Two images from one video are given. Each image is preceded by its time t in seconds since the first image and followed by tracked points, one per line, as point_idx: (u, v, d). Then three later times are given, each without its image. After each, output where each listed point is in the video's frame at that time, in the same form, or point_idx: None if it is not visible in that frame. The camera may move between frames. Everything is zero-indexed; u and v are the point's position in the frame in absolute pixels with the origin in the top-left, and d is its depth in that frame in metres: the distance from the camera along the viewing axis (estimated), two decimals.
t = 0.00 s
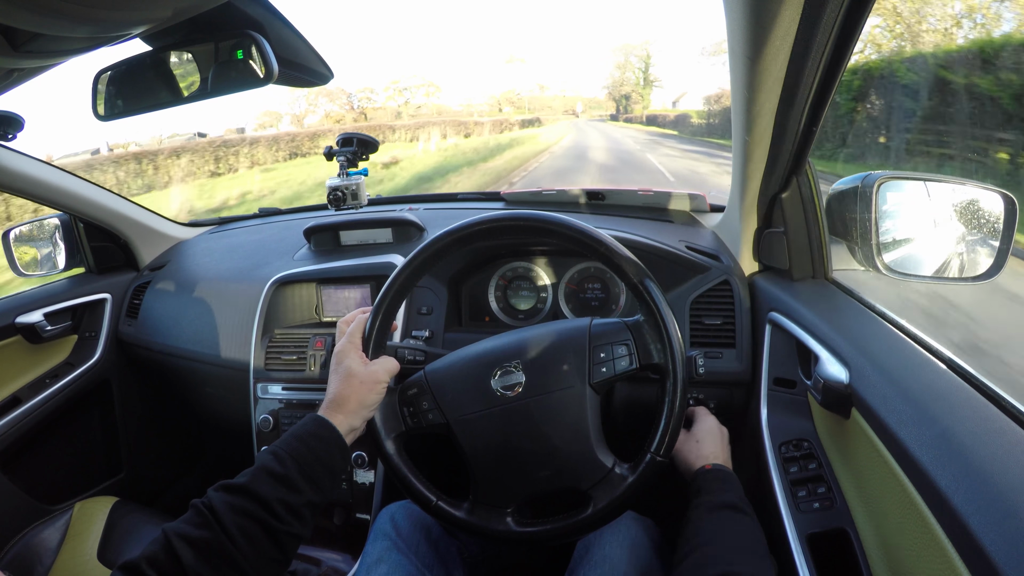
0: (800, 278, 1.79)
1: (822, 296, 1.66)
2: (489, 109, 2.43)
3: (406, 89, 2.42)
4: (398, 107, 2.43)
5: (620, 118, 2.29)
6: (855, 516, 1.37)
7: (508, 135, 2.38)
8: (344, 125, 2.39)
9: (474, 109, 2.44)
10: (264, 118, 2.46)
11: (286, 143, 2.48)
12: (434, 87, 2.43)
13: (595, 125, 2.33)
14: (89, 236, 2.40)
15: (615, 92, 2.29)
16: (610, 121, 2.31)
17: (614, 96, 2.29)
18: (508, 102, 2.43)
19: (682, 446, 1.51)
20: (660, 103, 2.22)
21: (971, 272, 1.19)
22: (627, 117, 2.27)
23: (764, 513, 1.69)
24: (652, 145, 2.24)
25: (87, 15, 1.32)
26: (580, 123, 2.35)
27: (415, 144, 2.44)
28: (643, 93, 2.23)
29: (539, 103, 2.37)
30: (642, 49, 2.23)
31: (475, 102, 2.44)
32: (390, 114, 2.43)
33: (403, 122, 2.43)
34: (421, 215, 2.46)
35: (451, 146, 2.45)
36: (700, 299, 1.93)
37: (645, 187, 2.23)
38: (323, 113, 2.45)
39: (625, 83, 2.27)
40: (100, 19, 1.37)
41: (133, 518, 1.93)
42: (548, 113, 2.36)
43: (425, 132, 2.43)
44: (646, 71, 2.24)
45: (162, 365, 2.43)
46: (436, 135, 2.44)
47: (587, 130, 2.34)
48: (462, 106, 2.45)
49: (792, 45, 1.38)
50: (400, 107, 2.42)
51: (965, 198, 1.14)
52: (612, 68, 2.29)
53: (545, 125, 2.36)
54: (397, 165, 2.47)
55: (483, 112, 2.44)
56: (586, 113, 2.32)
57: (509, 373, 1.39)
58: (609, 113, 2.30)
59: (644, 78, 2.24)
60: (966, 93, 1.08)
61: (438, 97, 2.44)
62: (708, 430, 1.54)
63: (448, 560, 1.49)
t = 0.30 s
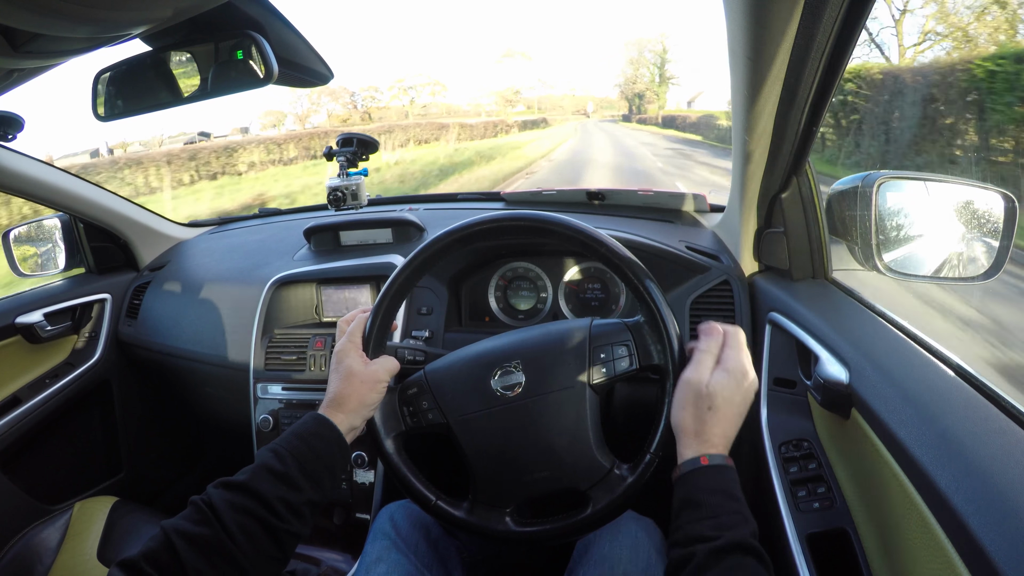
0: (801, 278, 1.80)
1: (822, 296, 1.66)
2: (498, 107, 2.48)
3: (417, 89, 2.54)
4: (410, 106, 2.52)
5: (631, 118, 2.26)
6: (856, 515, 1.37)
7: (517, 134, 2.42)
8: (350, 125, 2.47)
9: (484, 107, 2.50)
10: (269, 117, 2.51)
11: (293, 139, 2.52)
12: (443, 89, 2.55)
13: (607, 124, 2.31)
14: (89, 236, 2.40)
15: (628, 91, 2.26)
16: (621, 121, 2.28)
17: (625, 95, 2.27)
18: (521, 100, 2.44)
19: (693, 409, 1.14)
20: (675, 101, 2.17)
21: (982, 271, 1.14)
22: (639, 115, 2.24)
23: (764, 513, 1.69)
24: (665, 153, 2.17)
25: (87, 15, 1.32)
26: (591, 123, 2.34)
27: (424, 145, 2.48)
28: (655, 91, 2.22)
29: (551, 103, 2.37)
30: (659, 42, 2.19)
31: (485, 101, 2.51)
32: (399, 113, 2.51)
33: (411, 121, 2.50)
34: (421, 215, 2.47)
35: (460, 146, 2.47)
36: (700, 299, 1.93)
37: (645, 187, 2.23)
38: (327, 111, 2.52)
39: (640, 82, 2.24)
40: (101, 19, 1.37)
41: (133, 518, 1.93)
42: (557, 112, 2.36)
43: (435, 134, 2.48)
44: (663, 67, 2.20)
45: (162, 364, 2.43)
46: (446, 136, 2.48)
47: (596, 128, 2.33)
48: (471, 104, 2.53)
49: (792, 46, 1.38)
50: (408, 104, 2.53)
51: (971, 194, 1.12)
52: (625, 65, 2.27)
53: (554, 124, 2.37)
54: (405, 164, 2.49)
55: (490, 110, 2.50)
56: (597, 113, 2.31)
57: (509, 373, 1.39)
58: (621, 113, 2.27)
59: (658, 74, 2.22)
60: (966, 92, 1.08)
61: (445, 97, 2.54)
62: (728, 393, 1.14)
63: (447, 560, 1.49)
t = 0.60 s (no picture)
0: (801, 278, 1.78)
1: (822, 296, 1.65)
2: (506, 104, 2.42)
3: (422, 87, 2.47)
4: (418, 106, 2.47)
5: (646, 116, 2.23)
6: (856, 515, 1.38)
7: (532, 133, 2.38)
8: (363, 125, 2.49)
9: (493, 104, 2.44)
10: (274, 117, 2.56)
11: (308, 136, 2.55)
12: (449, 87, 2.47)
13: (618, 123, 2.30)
14: (89, 236, 2.40)
15: (640, 90, 2.20)
16: (634, 120, 2.27)
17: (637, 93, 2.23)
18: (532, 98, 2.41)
19: (637, 358, 1.06)
20: (690, 99, 2.03)
21: (983, 273, 1.15)
22: (653, 114, 2.21)
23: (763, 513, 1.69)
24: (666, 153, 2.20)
25: (87, 15, 1.32)
26: (602, 122, 2.34)
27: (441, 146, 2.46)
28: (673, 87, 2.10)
29: (564, 101, 2.38)
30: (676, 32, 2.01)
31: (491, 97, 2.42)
32: (408, 113, 2.47)
33: (421, 122, 2.47)
34: (421, 215, 2.47)
35: (472, 145, 2.42)
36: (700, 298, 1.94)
37: (645, 187, 2.23)
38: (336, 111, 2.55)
39: (654, 79, 2.15)
40: (101, 19, 1.37)
41: (133, 518, 1.93)
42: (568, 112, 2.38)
43: (449, 134, 2.44)
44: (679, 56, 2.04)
45: (162, 365, 2.43)
46: (460, 136, 2.44)
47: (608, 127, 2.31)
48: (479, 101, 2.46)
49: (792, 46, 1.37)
50: (415, 104, 2.47)
51: (977, 200, 1.10)
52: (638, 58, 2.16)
53: (565, 124, 2.36)
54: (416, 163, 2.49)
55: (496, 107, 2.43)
56: (609, 112, 2.31)
57: (511, 373, 1.39)
58: (634, 112, 2.26)
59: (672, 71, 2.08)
60: (965, 93, 1.08)
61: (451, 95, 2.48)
62: (660, 327, 1.05)
63: (446, 559, 1.49)
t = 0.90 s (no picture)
0: (801, 278, 1.79)
1: (822, 296, 1.66)
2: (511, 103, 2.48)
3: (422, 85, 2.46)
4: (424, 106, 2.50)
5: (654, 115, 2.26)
6: (855, 516, 1.38)
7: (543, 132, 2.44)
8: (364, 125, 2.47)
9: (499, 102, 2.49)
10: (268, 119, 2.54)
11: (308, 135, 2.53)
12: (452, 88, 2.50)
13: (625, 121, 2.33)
14: (89, 237, 2.40)
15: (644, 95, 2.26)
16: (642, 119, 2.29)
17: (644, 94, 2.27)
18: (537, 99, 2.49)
19: (644, 376, 1.08)
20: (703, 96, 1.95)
21: (984, 272, 1.12)
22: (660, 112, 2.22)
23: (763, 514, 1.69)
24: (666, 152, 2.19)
25: (88, 15, 1.32)
26: (607, 121, 2.38)
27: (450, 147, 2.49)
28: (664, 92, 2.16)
29: (574, 100, 2.43)
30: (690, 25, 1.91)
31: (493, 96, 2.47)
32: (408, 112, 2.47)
33: (426, 122, 2.47)
34: (421, 215, 2.47)
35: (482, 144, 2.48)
36: (700, 298, 1.95)
37: (645, 187, 2.24)
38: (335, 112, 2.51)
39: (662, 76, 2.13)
40: (100, 20, 1.37)
41: (133, 518, 1.93)
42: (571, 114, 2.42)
43: (454, 132, 2.47)
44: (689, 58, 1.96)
45: (162, 365, 2.43)
46: (465, 136, 2.48)
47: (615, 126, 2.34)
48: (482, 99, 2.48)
49: (793, 46, 1.37)
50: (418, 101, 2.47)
51: (975, 200, 1.10)
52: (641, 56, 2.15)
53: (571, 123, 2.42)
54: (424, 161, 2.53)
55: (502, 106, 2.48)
56: (616, 111, 2.35)
57: (512, 373, 1.39)
58: (640, 111, 2.30)
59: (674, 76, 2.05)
60: (965, 93, 1.08)
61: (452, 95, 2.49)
62: (668, 349, 1.06)
63: (445, 561, 1.48)
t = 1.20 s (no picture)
0: (801, 278, 1.80)
1: (822, 296, 1.66)
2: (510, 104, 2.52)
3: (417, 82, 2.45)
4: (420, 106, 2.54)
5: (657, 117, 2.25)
6: (855, 516, 1.37)
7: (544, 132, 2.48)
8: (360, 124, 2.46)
9: (495, 101, 2.51)
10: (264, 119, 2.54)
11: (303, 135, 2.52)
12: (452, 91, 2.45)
13: (629, 121, 2.32)
14: (90, 237, 2.40)
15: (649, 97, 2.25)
16: (646, 119, 2.27)
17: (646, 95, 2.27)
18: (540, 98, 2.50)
19: (643, 373, 1.07)
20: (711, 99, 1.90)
21: (984, 272, 1.12)
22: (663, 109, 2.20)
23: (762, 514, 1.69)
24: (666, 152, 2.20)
25: (89, 16, 1.33)
26: (611, 121, 2.37)
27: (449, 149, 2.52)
28: (668, 90, 2.16)
29: (577, 100, 2.42)
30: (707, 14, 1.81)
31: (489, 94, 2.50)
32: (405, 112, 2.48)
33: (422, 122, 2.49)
34: (422, 215, 2.47)
35: (485, 146, 2.53)
36: (701, 298, 1.95)
37: (645, 187, 2.24)
38: (330, 112, 2.49)
39: (671, 71, 2.10)
40: (101, 20, 1.37)
41: (133, 519, 1.93)
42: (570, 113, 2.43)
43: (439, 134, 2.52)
44: (698, 52, 1.92)
45: (162, 365, 2.43)
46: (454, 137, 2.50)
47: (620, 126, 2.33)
48: (480, 99, 2.50)
49: (793, 47, 1.37)
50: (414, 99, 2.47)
51: (975, 201, 1.11)
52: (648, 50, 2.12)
53: (573, 123, 2.43)
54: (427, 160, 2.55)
55: (500, 105, 2.52)
56: (620, 111, 2.33)
57: (512, 373, 1.39)
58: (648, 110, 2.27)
59: (685, 68, 2.03)
60: (965, 93, 1.08)
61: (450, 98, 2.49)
62: (667, 346, 1.06)
63: (444, 560, 1.48)
